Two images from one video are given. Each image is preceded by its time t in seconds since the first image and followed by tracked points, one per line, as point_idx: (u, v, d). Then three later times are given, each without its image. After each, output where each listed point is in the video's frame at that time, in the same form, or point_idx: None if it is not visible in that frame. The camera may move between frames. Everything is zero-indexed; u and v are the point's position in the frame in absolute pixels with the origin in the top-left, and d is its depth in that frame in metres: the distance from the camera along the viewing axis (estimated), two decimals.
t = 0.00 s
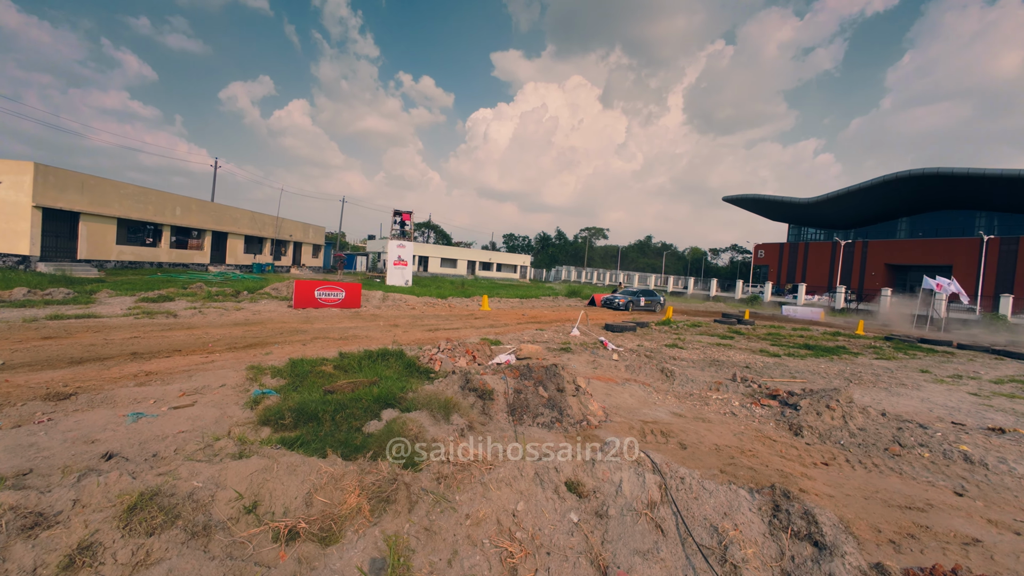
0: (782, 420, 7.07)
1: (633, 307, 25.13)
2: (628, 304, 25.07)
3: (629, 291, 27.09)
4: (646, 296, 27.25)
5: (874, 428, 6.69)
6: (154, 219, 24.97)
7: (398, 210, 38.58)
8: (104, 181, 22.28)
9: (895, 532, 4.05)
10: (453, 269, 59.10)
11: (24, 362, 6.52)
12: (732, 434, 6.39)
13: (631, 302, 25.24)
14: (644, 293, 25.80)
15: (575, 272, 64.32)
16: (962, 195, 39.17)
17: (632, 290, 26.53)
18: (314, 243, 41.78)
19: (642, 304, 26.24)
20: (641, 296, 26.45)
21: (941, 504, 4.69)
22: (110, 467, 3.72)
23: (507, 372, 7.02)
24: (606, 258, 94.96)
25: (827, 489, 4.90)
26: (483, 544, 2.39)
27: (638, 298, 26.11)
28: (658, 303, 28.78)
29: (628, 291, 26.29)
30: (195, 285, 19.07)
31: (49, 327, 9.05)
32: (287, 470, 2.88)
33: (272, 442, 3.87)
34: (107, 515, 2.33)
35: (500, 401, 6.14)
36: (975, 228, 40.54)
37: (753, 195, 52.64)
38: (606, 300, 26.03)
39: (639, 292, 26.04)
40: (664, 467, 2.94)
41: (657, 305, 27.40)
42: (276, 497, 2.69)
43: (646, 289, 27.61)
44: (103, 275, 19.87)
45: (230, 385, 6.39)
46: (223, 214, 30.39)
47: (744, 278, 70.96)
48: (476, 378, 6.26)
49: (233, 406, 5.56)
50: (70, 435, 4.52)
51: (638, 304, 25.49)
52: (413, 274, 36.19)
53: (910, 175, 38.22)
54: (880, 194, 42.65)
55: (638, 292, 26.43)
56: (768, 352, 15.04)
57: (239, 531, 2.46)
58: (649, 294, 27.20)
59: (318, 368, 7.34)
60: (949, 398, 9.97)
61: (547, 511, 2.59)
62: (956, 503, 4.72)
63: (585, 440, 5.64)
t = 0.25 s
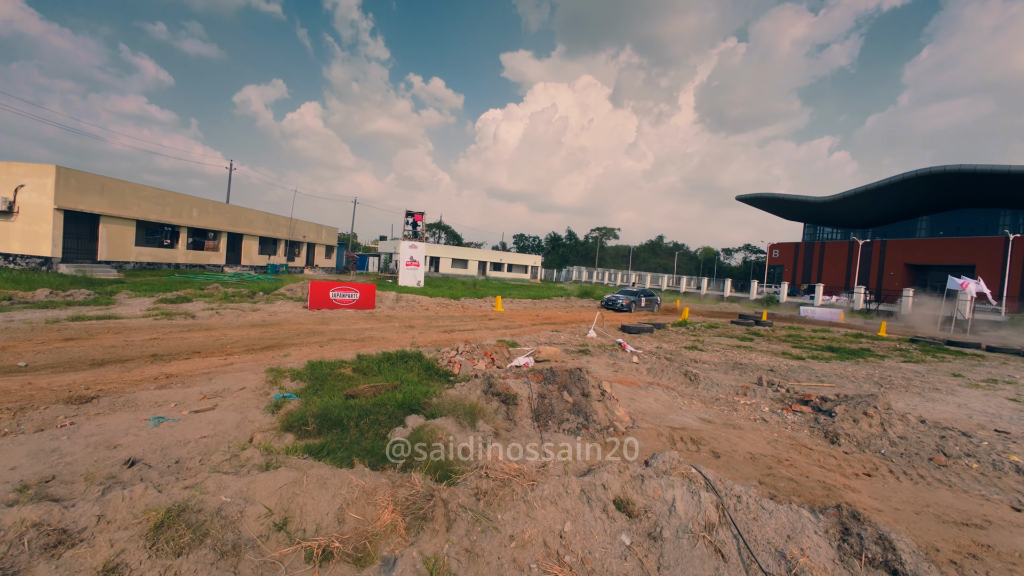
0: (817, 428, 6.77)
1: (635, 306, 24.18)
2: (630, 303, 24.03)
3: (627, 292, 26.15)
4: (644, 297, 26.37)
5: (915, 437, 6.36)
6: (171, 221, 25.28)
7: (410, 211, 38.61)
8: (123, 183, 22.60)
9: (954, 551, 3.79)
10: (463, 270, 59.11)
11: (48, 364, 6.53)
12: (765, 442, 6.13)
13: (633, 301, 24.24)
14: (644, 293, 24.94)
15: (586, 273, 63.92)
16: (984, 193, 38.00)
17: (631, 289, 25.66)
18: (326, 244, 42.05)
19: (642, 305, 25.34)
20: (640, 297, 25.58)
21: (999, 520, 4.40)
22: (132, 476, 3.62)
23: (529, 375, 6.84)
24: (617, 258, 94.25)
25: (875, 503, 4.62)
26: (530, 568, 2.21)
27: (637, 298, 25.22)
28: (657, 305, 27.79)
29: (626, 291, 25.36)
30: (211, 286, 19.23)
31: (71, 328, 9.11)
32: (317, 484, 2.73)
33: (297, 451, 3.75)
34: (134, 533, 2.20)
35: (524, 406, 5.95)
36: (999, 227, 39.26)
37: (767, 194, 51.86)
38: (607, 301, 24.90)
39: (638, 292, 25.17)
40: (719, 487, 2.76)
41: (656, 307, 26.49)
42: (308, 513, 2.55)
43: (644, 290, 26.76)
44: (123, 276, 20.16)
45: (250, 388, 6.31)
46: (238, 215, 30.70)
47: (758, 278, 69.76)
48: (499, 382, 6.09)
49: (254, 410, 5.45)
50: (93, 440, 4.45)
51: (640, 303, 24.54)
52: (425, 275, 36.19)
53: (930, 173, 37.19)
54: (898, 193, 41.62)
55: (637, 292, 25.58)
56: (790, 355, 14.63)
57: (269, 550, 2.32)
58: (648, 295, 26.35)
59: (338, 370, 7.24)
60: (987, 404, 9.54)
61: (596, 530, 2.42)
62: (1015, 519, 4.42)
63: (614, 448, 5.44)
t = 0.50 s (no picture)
0: (854, 433, 6.53)
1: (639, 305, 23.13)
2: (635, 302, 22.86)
3: (628, 291, 25.04)
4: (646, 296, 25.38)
5: (960, 445, 6.07)
6: (193, 222, 25.76)
7: (425, 211, 38.72)
8: (148, 185, 23.08)
9: (1016, 567, 3.58)
10: (477, 269, 59.18)
11: (81, 363, 6.65)
12: (801, 448, 5.92)
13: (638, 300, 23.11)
14: (645, 291, 23.91)
15: (600, 272, 63.45)
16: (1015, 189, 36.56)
17: (632, 288, 24.54)
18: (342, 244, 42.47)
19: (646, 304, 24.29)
20: (642, 295, 24.57)
21: None
22: (168, 478, 3.61)
23: (555, 377, 6.72)
24: (631, 256, 93.37)
25: (924, 514, 4.41)
26: None
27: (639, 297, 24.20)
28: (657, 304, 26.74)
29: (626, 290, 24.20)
30: (232, 286, 19.52)
31: (102, 328, 9.30)
32: (357, 491, 2.67)
33: (330, 455, 3.71)
34: (179, 541, 2.16)
35: (551, 409, 5.83)
36: None
37: (785, 191, 50.86)
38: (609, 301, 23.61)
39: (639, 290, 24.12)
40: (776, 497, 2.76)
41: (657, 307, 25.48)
42: (350, 522, 2.49)
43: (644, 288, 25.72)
44: (147, 276, 20.62)
45: (277, 388, 6.32)
46: (257, 216, 31.17)
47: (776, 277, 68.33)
48: (525, 384, 5.99)
49: (282, 410, 5.45)
50: (128, 440, 4.49)
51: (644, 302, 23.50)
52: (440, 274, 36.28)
53: (958, 168, 35.93)
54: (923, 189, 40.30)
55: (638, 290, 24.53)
56: (816, 356, 14.22)
57: (314, 560, 2.27)
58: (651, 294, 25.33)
59: (362, 371, 7.23)
60: None
61: (650, 545, 2.33)
62: None
63: (644, 453, 5.29)
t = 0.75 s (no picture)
0: (899, 438, 6.28)
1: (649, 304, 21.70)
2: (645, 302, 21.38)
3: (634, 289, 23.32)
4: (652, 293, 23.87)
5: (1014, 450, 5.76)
6: (222, 222, 26.47)
7: (445, 209, 38.93)
8: (180, 187, 23.81)
9: None
10: (496, 268, 59.30)
11: (127, 360, 6.90)
12: (844, 452, 5.72)
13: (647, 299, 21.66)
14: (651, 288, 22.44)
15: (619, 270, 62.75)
16: None
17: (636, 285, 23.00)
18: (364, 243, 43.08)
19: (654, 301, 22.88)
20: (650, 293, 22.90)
21: None
22: (218, 471, 3.70)
23: (586, 376, 6.65)
24: (651, 254, 92.18)
25: (981, 523, 4.22)
26: None
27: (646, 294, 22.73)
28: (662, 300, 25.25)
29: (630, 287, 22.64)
30: (261, 284, 19.99)
31: (143, 325, 9.63)
32: (410, 489, 2.69)
33: (375, 452, 3.76)
34: (246, 535, 2.21)
35: (585, 408, 5.77)
36: None
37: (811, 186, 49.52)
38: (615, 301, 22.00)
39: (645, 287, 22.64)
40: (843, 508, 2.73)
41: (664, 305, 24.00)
42: (406, 520, 2.51)
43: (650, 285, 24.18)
44: (180, 275, 21.29)
45: (312, 385, 6.44)
46: (283, 216, 31.83)
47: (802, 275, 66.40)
48: (558, 384, 5.94)
49: (320, 407, 5.54)
50: (177, 434, 4.63)
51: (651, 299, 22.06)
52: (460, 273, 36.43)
53: (996, 162, 34.31)
54: (958, 184, 38.63)
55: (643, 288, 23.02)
56: (850, 357, 13.76)
57: (373, 557, 2.28)
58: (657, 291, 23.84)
59: (393, 369, 7.30)
60: None
61: (712, 552, 2.31)
62: None
63: (681, 455, 5.20)
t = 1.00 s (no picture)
0: (958, 445, 5.96)
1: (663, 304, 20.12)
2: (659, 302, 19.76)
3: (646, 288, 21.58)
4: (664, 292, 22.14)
5: None
6: (257, 223, 27.36)
7: (470, 208, 39.17)
8: (218, 189, 24.73)
9: None
10: (519, 266, 59.34)
11: (179, 355, 7.22)
12: (900, 458, 5.47)
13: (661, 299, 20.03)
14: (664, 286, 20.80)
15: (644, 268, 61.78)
16: None
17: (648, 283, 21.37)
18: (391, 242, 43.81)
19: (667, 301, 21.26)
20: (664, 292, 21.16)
21: None
22: (275, 464, 3.83)
23: (625, 376, 6.57)
24: (676, 252, 90.49)
25: None
26: None
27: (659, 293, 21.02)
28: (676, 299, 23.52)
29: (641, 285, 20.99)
30: (295, 283, 20.61)
31: (190, 322, 10.06)
32: (470, 486, 2.73)
33: (426, 448, 3.82)
34: (321, 528, 2.29)
35: (625, 408, 5.71)
36: None
37: (848, 181, 47.54)
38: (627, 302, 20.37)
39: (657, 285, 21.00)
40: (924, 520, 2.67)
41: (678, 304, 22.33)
42: (468, 517, 2.53)
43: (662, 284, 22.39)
44: (219, 274, 22.13)
45: (354, 382, 6.60)
46: (314, 216, 32.67)
47: (838, 273, 63.74)
48: (597, 384, 5.90)
49: (364, 404, 5.67)
50: (232, 427, 4.81)
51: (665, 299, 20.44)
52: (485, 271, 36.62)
53: None
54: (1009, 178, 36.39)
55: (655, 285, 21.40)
56: (895, 359, 13.16)
57: (440, 553, 2.32)
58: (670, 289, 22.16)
59: (430, 366, 7.40)
60: None
61: (786, 561, 2.28)
62: None
63: (728, 458, 5.08)
